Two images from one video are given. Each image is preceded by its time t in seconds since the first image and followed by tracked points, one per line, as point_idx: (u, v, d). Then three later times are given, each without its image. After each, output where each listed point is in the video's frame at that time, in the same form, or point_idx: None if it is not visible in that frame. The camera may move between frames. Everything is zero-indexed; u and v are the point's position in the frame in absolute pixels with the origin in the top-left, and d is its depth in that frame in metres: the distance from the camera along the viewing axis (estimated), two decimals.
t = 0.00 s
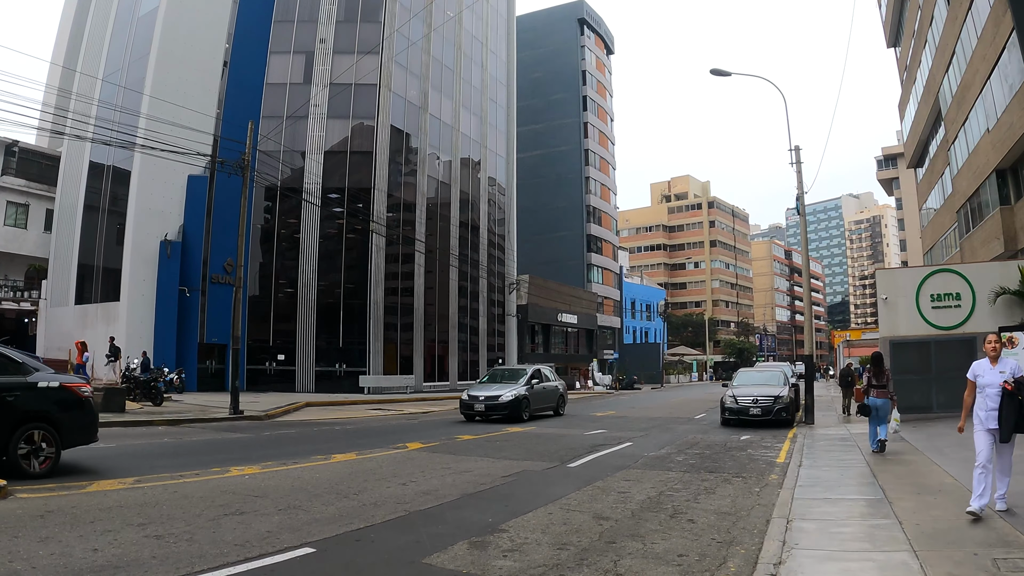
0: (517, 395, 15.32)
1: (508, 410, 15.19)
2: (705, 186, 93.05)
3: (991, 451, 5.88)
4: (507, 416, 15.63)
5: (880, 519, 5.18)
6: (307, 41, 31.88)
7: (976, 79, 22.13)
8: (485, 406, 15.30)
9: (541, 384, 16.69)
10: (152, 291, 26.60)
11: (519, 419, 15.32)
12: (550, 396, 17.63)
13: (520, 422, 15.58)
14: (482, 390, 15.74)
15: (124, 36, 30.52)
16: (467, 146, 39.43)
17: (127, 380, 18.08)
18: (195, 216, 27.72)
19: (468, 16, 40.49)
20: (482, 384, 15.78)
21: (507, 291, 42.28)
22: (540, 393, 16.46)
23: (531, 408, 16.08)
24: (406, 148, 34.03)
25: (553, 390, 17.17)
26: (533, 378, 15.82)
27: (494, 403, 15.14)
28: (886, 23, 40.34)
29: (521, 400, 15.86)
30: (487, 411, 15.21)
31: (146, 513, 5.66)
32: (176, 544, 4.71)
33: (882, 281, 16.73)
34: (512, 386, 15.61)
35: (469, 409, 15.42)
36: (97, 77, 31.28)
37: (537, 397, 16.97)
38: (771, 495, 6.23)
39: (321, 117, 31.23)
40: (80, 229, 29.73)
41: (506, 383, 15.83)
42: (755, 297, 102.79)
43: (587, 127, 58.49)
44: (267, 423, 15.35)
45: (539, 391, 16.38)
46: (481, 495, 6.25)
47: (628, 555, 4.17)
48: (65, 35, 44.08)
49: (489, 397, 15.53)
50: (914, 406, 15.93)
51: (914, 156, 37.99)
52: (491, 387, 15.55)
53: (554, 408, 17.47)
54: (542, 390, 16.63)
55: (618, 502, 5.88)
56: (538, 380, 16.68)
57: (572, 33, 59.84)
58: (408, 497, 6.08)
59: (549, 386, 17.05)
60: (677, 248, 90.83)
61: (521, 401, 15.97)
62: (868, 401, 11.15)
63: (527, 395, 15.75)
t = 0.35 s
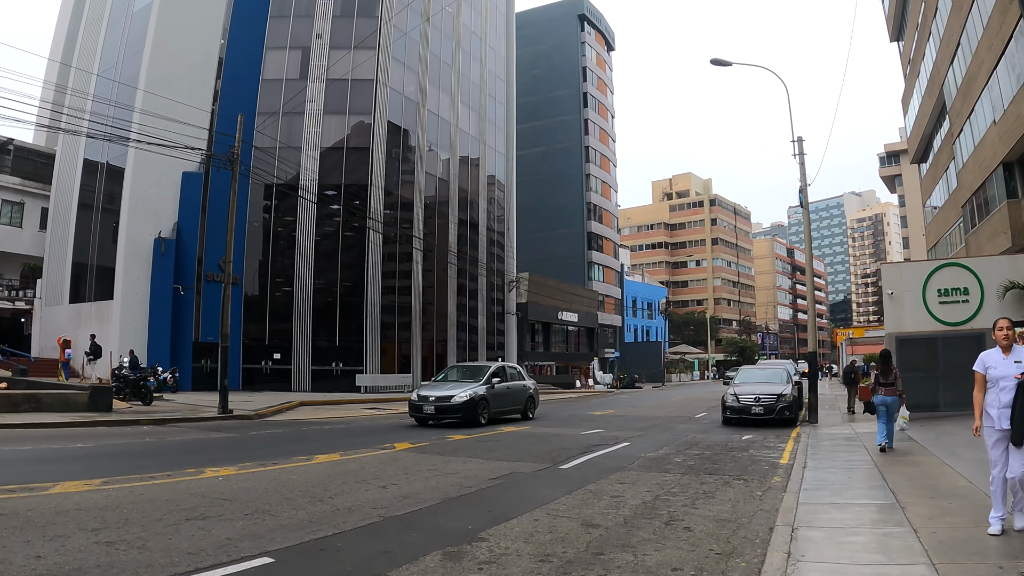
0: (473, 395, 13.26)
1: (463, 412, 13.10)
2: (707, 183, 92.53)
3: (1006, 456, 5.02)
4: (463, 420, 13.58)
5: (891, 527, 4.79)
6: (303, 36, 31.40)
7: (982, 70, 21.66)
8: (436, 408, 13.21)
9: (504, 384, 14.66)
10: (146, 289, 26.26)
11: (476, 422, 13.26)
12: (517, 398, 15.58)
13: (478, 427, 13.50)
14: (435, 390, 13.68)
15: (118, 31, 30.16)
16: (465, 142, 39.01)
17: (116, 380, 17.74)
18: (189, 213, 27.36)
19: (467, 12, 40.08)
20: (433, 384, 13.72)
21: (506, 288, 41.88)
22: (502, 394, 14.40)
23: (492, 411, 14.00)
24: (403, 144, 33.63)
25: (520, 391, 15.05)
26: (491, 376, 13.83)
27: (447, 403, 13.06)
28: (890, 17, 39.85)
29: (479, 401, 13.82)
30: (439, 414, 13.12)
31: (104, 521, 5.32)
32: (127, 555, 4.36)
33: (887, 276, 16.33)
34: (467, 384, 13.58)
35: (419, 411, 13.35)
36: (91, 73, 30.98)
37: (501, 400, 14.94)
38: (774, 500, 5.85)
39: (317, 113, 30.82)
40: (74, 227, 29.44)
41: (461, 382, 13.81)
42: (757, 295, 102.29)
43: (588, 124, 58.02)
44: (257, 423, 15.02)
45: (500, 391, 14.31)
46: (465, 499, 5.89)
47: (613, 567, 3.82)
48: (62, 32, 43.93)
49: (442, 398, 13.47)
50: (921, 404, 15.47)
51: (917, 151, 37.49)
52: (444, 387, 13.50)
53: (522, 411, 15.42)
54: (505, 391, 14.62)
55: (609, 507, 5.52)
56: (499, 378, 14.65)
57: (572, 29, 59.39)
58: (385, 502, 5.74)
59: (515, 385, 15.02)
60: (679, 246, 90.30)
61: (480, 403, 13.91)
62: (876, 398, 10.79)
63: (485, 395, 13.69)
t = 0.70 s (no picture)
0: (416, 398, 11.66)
1: (404, 418, 11.49)
2: (710, 182, 92.05)
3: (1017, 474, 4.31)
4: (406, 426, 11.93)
5: (898, 538, 4.41)
6: (299, 33, 31.06)
7: (987, 63, 21.27)
8: (374, 412, 11.58)
9: (460, 385, 13.00)
10: (140, 288, 25.99)
11: (419, 428, 11.65)
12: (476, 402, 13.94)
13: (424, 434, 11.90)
14: (375, 391, 12.05)
15: (112, 28, 29.87)
16: (464, 140, 38.64)
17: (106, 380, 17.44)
18: (184, 212, 27.07)
19: (466, 9, 39.76)
20: (375, 384, 12.15)
21: (506, 287, 41.52)
22: (455, 396, 12.74)
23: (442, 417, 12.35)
24: (401, 142, 33.29)
25: (478, 393, 13.41)
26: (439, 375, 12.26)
27: (385, 408, 11.45)
28: (893, 12, 39.39)
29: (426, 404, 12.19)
30: (376, 418, 11.48)
31: (53, 528, 5.01)
32: (66, 566, 4.05)
33: (892, 272, 15.94)
34: (411, 385, 11.96)
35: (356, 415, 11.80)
36: (86, 70, 30.72)
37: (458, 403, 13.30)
38: (773, 508, 5.45)
39: (313, 110, 30.49)
40: (68, 225, 29.18)
41: (406, 382, 12.21)
42: (760, 294, 101.75)
43: (589, 122, 57.62)
44: (246, 423, 14.68)
45: (453, 394, 12.65)
46: (441, 508, 5.54)
47: None
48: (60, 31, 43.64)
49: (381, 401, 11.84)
50: (927, 404, 15.03)
51: (922, 148, 37.01)
52: (385, 388, 11.90)
53: (483, 415, 13.75)
54: (459, 392, 12.98)
55: (592, 515, 5.19)
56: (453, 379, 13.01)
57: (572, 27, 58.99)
58: (356, 509, 5.40)
59: (473, 386, 13.36)
60: (682, 245, 89.80)
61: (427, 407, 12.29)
62: (882, 397, 10.44)
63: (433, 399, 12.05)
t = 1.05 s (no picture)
0: (348, 404, 10.35)
1: (333, 427, 10.17)
2: (713, 181, 91.53)
3: None
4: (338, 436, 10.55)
5: (909, 562, 4.03)
6: (297, 31, 30.68)
7: (993, 57, 20.85)
8: (299, 420, 10.22)
9: (405, 389, 11.67)
10: (135, 288, 25.73)
11: (352, 438, 10.28)
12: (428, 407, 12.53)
13: (358, 445, 10.55)
14: (302, 395, 10.66)
15: (108, 25, 29.61)
16: (463, 139, 38.27)
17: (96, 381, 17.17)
18: (180, 211, 26.78)
19: (465, 6, 39.43)
20: (306, 388, 10.84)
21: (507, 287, 41.21)
22: (399, 402, 11.40)
23: (381, 425, 11.01)
24: (400, 140, 32.98)
25: (425, 397, 12.02)
26: (377, 378, 10.90)
27: (312, 415, 10.15)
28: (897, 8, 38.94)
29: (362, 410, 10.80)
30: (302, 427, 10.13)
31: None
32: None
33: (898, 271, 15.54)
34: (343, 390, 10.63)
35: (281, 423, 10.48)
36: (82, 69, 30.49)
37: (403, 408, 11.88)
38: (772, 524, 5.07)
39: (311, 108, 30.14)
40: (64, 225, 28.95)
41: (339, 386, 10.85)
42: (764, 294, 101.25)
43: (591, 120, 57.23)
44: (236, 425, 14.36)
45: (395, 399, 11.32)
46: (416, 523, 5.17)
47: None
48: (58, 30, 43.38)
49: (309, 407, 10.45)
50: (936, 408, 14.57)
51: (926, 145, 36.54)
52: (315, 392, 10.60)
53: (435, 422, 12.38)
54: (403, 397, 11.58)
55: (577, 531, 4.82)
56: (398, 382, 11.71)
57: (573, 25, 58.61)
58: (325, 523, 5.05)
59: (421, 390, 12.02)
60: (686, 244, 89.32)
61: (364, 413, 10.97)
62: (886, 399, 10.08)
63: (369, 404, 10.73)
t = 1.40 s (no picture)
0: (273, 409, 8.89)
1: (254, 435, 8.72)
2: (716, 181, 91.03)
3: None
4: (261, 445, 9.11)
5: None
6: (295, 28, 30.24)
7: (1002, 51, 20.42)
8: (215, 426, 8.79)
9: (346, 391, 10.16)
10: (130, 288, 25.46)
11: (274, 449, 8.85)
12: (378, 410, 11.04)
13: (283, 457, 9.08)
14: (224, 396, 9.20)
15: (105, 22, 29.33)
16: (464, 138, 37.90)
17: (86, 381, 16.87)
18: (176, 211, 26.44)
19: (465, 4, 39.11)
20: (229, 389, 9.38)
21: (508, 288, 40.84)
22: (337, 407, 9.90)
23: (312, 433, 9.51)
24: (399, 139, 32.71)
25: (372, 400, 10.52)
26: (310, 380, 9.41)
27: (229, 421, 8.69)
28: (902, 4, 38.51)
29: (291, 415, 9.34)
30: (216, 435, 8.69)
31: None
32: None
33: (907, 268, 15.05)
34: (269, 392, 9.16)
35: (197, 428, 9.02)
36: (79, 66, 30.26)
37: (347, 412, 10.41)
38: (778, 536, 4.67)
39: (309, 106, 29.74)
40: (60, 224, 28.69)
41: (266, 387, 9.37)
42: (768, 294, 100.66)
43: (593, 119, 56.85)
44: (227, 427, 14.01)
45: (331, 403, 9.79)
46: (393, 535, 4.79)
47: None
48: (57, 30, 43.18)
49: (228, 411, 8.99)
50: (947, 408, 14.22)
51: (932, 143, 36.06)
52: (238, 394, 9.14)
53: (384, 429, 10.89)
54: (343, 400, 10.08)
55: (566, 545, 4.43)
56: (340, 383, 10.22)
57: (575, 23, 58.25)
58: (295, 536, 4.67)
59: (367, 392, 10.51)
60: (689, 244, 88.81)
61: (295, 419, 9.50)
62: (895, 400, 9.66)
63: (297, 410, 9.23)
